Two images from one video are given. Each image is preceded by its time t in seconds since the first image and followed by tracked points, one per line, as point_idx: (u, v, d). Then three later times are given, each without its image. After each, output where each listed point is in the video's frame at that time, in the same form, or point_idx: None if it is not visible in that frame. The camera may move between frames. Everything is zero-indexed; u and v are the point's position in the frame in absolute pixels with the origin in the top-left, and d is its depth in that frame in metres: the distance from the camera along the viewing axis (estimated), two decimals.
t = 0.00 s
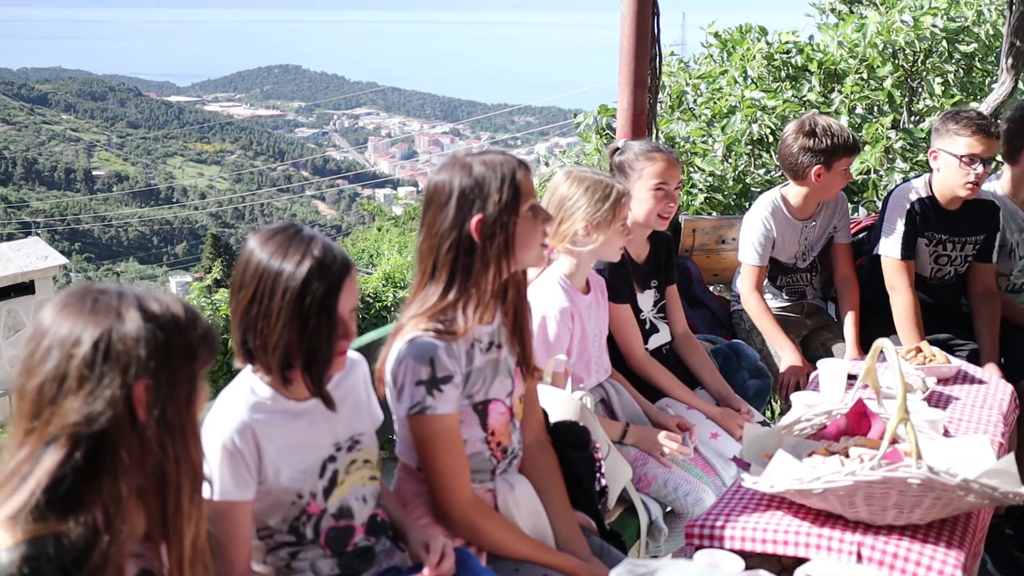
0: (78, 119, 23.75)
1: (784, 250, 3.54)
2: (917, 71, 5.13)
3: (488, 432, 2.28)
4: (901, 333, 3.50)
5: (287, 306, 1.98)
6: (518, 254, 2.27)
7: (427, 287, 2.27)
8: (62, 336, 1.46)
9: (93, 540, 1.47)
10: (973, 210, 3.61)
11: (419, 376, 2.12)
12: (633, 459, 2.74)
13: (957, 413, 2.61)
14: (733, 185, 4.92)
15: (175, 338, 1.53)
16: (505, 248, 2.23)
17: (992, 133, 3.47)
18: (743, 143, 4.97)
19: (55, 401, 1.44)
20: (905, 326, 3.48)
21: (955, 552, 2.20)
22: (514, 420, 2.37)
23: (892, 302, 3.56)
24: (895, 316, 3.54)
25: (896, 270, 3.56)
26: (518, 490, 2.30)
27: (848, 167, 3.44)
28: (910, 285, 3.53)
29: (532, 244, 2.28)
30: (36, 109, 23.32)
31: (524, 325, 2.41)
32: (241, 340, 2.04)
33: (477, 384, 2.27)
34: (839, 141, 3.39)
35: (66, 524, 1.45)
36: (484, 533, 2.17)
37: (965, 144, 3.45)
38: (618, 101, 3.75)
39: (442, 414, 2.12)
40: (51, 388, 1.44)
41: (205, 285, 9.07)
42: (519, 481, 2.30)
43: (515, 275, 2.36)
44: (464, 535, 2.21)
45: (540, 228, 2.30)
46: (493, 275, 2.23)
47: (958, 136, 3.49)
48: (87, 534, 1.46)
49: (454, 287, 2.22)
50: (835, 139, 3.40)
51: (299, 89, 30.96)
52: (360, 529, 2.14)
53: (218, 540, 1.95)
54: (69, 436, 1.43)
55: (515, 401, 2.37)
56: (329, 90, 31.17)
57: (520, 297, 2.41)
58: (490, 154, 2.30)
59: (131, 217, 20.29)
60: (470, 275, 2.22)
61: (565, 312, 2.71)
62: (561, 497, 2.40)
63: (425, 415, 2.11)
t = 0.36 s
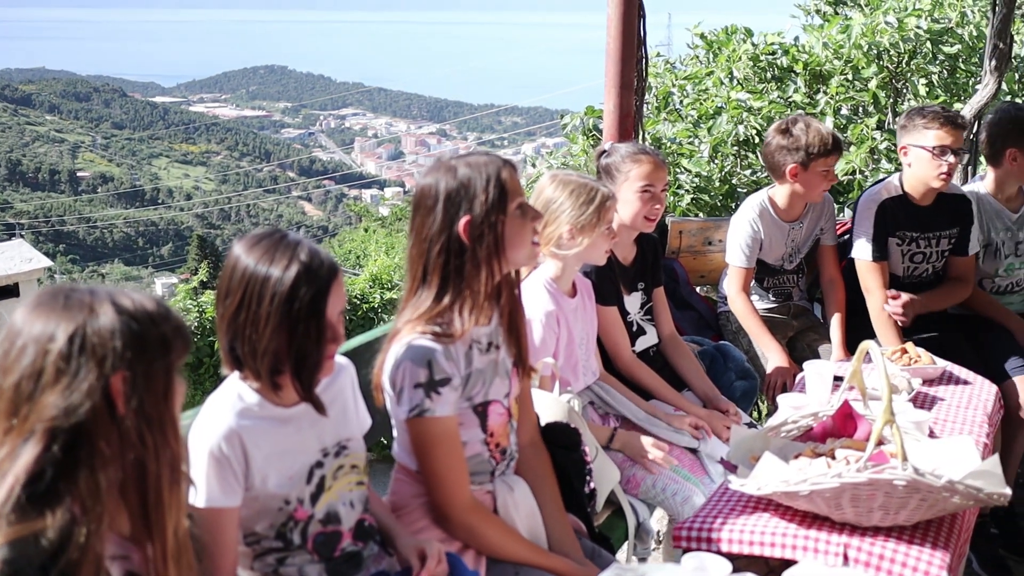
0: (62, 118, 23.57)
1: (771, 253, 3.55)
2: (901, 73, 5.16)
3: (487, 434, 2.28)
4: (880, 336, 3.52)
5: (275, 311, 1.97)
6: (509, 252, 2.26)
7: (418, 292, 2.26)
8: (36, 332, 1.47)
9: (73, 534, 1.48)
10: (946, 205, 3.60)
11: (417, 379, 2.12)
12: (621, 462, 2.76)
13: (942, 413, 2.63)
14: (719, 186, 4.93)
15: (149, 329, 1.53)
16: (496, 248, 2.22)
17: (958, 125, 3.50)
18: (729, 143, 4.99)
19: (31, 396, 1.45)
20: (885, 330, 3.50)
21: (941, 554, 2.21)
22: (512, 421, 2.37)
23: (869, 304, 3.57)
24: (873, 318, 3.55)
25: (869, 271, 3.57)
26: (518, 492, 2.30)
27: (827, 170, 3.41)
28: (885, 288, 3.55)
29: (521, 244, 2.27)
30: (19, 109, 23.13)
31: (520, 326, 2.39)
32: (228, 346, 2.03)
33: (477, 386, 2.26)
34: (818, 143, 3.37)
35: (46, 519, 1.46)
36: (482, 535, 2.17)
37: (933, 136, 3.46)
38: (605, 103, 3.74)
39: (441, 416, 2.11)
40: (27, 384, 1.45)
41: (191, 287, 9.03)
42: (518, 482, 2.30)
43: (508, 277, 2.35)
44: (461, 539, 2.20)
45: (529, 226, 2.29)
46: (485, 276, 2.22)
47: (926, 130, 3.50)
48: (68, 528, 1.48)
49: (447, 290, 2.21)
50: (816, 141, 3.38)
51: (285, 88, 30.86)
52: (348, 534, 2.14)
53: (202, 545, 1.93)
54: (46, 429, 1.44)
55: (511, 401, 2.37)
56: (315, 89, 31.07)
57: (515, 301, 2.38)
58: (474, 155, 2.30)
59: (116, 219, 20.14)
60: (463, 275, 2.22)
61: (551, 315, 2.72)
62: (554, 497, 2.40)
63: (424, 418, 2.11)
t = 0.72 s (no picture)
0: (43, 117, 23.38)
1: (748, 252, 3.56)
2: (882, 73, 5.19)
3: (461, 436, 2.27)
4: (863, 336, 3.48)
5: (260, 315, 1.96)
6: (480, 259, 2.26)
7: (388, 290, 2.25)
8: (17, 335, 1.47)
9: (55, 540, 1.47)
10: (915, 198, 3.62)
11: (386, 380, 2.11)
12: (603, 464, 2.75)
13: (922, 414, 2.64)
14: (701, 186, 4.95)
15: (130, 333, 1.52)
16: (468, 251, 2.22)
17: (919, 117, 3.53)
18: (711, 144, 5.00)
19: (12, 398, 1.45)
20: (868, 328, 3.48)
21: (921, 553, 2.23)
22: (485, 422, 2.36)
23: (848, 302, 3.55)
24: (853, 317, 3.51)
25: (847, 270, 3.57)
26: (494, 495, 2.30)
27: (773, 169, 3.40)
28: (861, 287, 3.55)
29: (493, 249, 2.27)
30: None
31: (491, 327, 2.41)
32: (211, 355, 2.01)
33: (449, 386, 2.26)
34: (767, 142, 3.41)
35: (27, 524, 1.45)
36: (458, 538, 2.17)
37: (893, 129, 3.50)
38: (586, 105, 3.75)
39: (412, 417, 2.11)
40: (7, 387, 1.45)
41: (174, 288, 9.01)
42: (495, 485, 2.30)
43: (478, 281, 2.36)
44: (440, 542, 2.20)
45: (503, 231, 2.29)
46: (455, 279, 2.22)
47: (888, 124, 3.54)
48: (50, 533, 1.46)
49: (416, 290, 2.21)
50: (767, 139, 3.41)
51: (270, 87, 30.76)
52: (330, 538, 2.13)
53: (184, 551, 1.92)
54: (27, 432, 1.43)
55: (484, 402, 2.36)
56: (298, 89, 30.98)
57: (487, 301, 2.41)
58: (451, 159, 2.30)
59: (98, 219, 20.00)
60: (433, 278, 2.21)
61: (533, 318, 2.72)
62: (532, 500, 2.40)
63: (394, 418, 2.10)
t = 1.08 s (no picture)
0: (19, 117, 23.14)
1: (721, 253, 3.58)
2: (857, 74, 5.22)
3: (438, 440, 2.26)
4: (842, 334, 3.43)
5: (236, 316, 1.94)
6: (458, 262, 2.25)
7: (366, 295, 2.23)
8: None
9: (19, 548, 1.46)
10: (885, 196, 3.61)
11: (365, 385, 2.09)
12: (579, 465, 2.75)
13: (896, 413, 2.66)
14: (679, 187, 4.96)
15: (95, 340, 1.50)
16: (446, 254, 2.21)
17: (888, 113, 3.54)
18: (689, 144, 5.00)
19: None
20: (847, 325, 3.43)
21: (895, 552, 2.24)
22: (462, 425, 2.35)
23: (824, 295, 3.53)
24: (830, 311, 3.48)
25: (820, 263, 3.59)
26: (471, 497, 2.29)
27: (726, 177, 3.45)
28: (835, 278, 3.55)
29: (471, 253, 2.26)
30: None
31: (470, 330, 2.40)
32: (185, 358, 1.98)
33: (427, 391, 2.24)
34: (725, 146, 3.42)
35: None
36: (436, 542, 2.15)
37: (863, 125, 3.51)
38: (562, 106, 3.74)
39: (390, 421, 2.09)
40: None
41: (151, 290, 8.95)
42: (472, 488, 2.29)
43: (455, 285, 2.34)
44: (417, 546, 2.18)
45: (480, 235, 2.29)
46: (434, 282, 2.21)
47: (858, 122, 3.55)
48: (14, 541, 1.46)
49: (394, 293, 2.19)
50: (726, 143, 3.42)
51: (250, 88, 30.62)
52: (305, 542, 2.11)
53: (158, 555, 1.90)
54: None
55: (461, 406, 2.35)
56: (279, 89, 30.87)
57: (466, 305, 2.39)
58: (428, 162, 2.29)
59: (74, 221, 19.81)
60: (411, 281, 2.19)
61: (510, 318, 2.71)
62: (511, 503, 2.40)
63: (373, 423, 2.08)
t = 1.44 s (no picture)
0: None
1: (693, 253, 3.58)
2: (830, 74, 5.25)
3: (414, 446, 2.17)
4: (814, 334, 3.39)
5: (208, 318, 1.92)
6: (438, 266, 2.14)
7: (344, 299, 2.12)
8: None
9: None
10: (863, 201, 3.58)
11: (340, 391, 2.00)
12: (554, 466, 2.75)
13: (868, 410, 2.67)
14: (654, 187, 4.97)
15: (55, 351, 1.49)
16: (426, 258, 2.10)
17: (870, 119, 3.49)
18: (663, 145, 5.01)
19: None
20: (819, 326, 3.38)
21: (865, 548, 2.25)
22: (439, 431, 2.26)
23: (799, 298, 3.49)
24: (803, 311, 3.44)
25: (798, 268, 3.52)
26: (447, 503, 2.21)
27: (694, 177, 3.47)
28: (814, 281, 3.49)
29: (452, 257, 2.16)
30: None
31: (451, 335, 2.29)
32: (156, 361, 1.95)
33: (403, 397, 2.14)
34: (692, 147, 3.44)
35: None
36: (409, 548, 2.08)
37: (850, 133, 3.42)
38: (536, 107, 3.74)
39: (365, 427, 2.00)
40: None
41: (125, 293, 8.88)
42: (447, 493, 2.21)
43: (435, 287, 2.22)
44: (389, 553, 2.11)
45: (461, 238, 2.18)
46: (414, 285, 2.09)
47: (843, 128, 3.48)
48: None
49: (373, 297, 2.08)
50: (692, 143, 3.44)
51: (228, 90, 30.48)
52: (277, 546, 2.10)
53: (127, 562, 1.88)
54: None
55: (439, 411, 2.26)
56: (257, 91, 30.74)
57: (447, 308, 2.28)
58: (408, 165, 2.19)
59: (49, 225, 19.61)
60: (391, 286, 2.08)
61: (483, 319, 2.71)
62: (487, 508, 2.34)
63: (347, 429, 1.99)
